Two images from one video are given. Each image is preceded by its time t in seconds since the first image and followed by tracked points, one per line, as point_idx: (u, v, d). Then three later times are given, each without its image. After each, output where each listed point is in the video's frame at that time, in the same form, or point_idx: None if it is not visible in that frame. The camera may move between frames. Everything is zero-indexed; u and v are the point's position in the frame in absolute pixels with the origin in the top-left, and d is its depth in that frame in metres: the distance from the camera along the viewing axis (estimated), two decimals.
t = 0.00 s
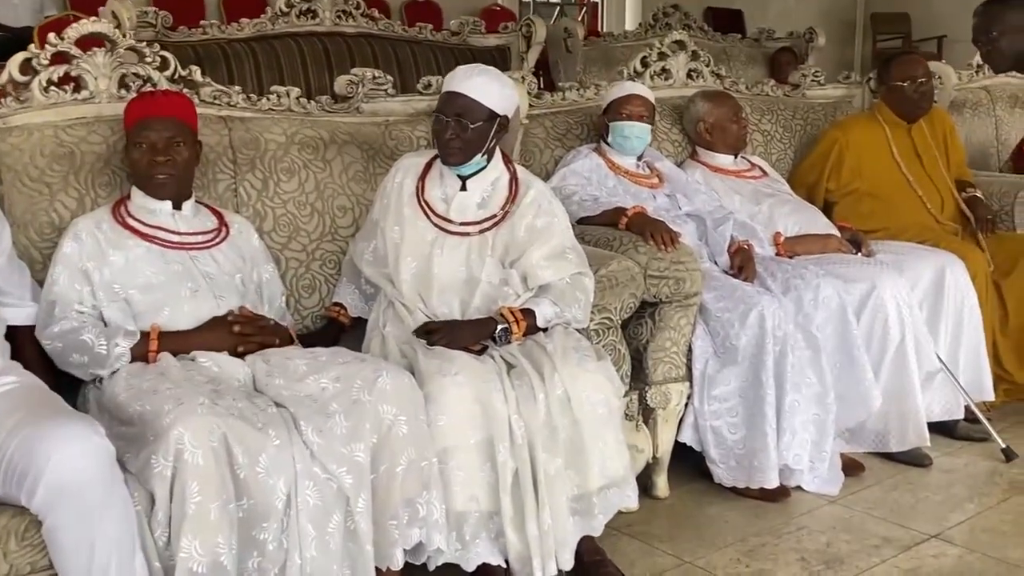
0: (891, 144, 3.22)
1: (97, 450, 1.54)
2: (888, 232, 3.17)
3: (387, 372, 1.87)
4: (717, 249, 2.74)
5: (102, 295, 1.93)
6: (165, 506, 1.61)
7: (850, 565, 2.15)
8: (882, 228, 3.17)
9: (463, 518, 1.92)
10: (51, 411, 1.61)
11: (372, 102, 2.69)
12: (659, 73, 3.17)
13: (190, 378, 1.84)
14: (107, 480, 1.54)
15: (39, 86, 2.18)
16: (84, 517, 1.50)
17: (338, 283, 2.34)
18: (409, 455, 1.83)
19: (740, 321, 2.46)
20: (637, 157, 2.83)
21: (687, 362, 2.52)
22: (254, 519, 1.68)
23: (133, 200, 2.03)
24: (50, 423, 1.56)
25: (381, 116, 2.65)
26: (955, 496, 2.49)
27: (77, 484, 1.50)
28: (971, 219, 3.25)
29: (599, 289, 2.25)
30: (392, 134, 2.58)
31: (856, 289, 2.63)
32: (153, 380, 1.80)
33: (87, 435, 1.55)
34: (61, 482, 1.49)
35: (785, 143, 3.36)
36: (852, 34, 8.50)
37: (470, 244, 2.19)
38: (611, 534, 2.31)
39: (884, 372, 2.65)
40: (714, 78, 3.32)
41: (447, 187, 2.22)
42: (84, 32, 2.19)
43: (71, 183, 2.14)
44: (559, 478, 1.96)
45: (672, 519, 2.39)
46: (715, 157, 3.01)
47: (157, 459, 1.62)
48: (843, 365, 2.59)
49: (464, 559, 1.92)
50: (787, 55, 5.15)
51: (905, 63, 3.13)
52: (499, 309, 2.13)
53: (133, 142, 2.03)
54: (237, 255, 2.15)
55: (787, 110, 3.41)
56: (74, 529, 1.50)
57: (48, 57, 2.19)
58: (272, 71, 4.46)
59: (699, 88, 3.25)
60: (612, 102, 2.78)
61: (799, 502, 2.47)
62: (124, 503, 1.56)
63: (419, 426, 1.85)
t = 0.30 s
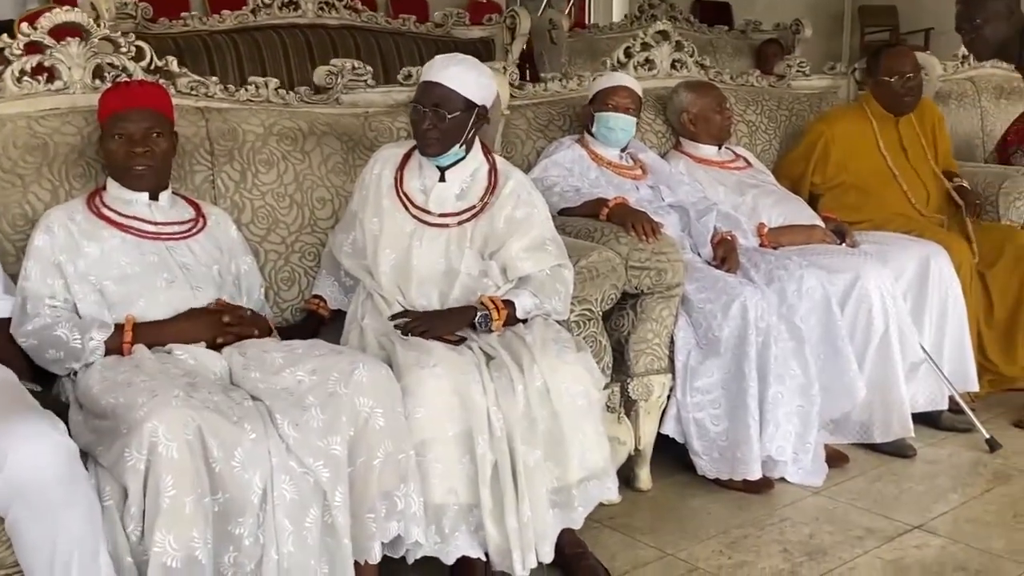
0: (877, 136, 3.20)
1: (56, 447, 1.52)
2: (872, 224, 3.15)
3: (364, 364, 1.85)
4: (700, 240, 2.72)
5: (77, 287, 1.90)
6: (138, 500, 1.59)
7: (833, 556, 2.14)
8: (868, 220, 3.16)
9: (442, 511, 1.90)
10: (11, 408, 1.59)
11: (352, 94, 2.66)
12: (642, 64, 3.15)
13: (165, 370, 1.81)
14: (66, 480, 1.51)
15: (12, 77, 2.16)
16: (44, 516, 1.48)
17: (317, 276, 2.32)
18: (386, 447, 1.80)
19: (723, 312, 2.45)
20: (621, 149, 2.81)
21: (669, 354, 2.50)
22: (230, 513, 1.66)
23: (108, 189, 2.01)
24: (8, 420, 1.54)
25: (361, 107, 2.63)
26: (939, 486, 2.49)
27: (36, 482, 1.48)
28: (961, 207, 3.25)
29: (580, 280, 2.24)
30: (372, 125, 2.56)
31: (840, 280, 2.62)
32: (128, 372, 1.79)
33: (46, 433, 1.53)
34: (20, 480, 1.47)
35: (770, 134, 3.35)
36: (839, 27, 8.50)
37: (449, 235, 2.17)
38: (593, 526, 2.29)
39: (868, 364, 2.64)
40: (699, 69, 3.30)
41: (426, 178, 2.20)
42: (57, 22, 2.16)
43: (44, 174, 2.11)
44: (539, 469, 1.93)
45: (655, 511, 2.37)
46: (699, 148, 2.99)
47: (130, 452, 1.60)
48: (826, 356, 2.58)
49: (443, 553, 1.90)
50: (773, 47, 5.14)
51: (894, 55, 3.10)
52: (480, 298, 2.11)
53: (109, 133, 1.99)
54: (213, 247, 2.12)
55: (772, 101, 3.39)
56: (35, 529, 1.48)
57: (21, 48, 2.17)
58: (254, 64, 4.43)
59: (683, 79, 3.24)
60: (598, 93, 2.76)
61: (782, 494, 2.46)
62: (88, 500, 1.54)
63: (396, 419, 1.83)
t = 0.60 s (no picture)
0: (862, 129, 3.19)
1: (28, 447, 1.48)
2: (856, 218, 3.14)
3: (337, 362, 1.83)
4: (683, 234, 2.71)
5: (56, 270, 1.86)
6: (108, 501, 1.56)
7: (814, 552, 2.12)
8: (852, 214, 3.14)
9: (419, 510, 1.87)
10: None
11: (331, 88, 2.64)
12: (625, 57, 3.13)
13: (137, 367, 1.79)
14: (35, 480, 1.47)
15: None
16: (15, 517, 1.45)
17: (295, 272, 2.29)
18: (359, 445, 1.78)
19: (705, 307, 2.43)
20: (603, 143, 2.79)
21: (651, 349, 2.49)
22: (202, 514, 1.64)
23: (83, 185, 1.96)
24: None
25: (339, 101, 2.60)
26: (922, 481, 2.48)
27: (7, 483, 1.44)
28: (944, 200, 3.23)
29: (559, 275, 2.22)
30: (350, 120, 2.53)
31: (823, 274, 2.60)
32: (98, 371, 1.76)
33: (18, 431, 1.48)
34: None
35: (754, 127, 3.33)
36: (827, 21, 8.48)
37: (427, 230, 2.14)
38: (573, 524, 2.27)
39: (851, 358, 2.62)
40: (682, 62, 3.28)
41: (404, 172, 2.17)
42: (29, 16, 2.13)
43: (15, 170, 2.08)
44: (517, 467, 1.91)
45: (637, 508, 2.36)
46: (682, 141, 2.97)
47: (101, 452, 1.57)
48: (809, 351, 2.57)
49: (420, 552, 1.88)
50: (760, 40, 5.12)
51: (877, 49, 3.07)
52: (457, 295, 2.08)
53: (85, 131, 1.94)
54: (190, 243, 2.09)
55: (756, 95, 3.38)
56: (5, 530, 1.44)
57: None
58: (235, 59, 4.39)
59: (666, 72, 3.22)
60: (580, 86, 2.74)
61: (764, 490, 2.45)
62: (58, 500, 1.51)
63: (370, 417, 1.81)
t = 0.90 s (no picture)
0: (846, 123, 3.18)
1: None
2: (840, 213, 3.14)
3: (315, 359, 1.82)
4: (665, 229, 2.70)
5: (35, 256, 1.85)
6: (81, 499, 1.55)
7: (796, 547, 2.12)
8: (836, 208, 3.14)
9: (398, 508, 1.85)
10: None
11: (309, 83, 2.61)
12: (608, 51, 3.11)
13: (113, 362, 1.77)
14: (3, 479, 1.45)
15: None
16: None
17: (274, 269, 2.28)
18: (336, 444, 1.77)
19: (686, 302, 2.43)
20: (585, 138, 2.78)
21: (633, 344, 2.48)
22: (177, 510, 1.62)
23: (60, 178, 1.94)
24: None
25: (318, 96, 2.59)
26: (905, 475, 2.48)
27: None
28: (927, 193, 3.23)
29: (540, 271, 2.21)
30: (329, 115, 2.52)
31: (805, 268, 2.60)
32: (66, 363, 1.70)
33: None
34: None
35: (738, 122, 3.32)
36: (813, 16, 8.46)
37: (406, 225, 2.12)
38: (555, 520, 2.27)
39: (833, 352, 2.62)
40: (665, 56, 3.28)
41: (383, 168, 2.16)
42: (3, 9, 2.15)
43: None
44: (496, 464, 1.89)
45: (620, 504, 2.35)
46: (665, 136, 2.96)
47: (73, 451, 1.56)
48: (792, 345, 2.56)
49: (399, 550, 1.85)
50: (746, 34, 5.12)
51: (860, 42, 3.06)
52: (435, 292, 2.06)
53: (63, 126, 1.91)
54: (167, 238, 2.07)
55: (740, 89, 3.37)
56: None
57: None
58: (217, 54, 4.37)
59: (650, 67, 3.20)
60: (565, 80, 2.72)
61: (747, 484, 2.45)
62: (23, 500, 1.48)
63: (347, 415, 1.79)
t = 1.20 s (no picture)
0: (825, 117, 3.19)
1: None
2: (819, 206, 3.14)
3: (292, 352, 1.80)
4: (645, 224, 2.70)
5: None
6: (56, 499, 1.53)
7: (775, 541, 2.12)
8: (816, 202, 3.14)
9: (376, 504, 1.84)
10: None
11: (287, 78, 2.61)
12: (589, 46, 3.11)
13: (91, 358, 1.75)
14: None
15: None
16: None
17: (252, 267, 2.26)
18: (313, 441, 1.76)
19: (666, 297, 2.42)
20: (566, 133, 2.78)
21: (614, 339, 2.48)
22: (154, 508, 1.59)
23: (34, 178, 1.92)
24: None
25: (296, 92, 2.59)
26: (885, 468, 2.48)
27: None
28: (906, 186, 3.24)
29: (519, 266, 2.21)
30: (307, 111, 2.51)
31: (784, 262, 2.60)
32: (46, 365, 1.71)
33: None
34: None
35: (718, 117, 3.32)
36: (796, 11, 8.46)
37: (384, 221, 2.11)
38: (536, 516, 2.26)
39: (813, 346, 2.62)
40: (646, 51, 3.28)
41: (360, 163, 2.14)
42: None
43: None
44: (475, 460, 1.89)
45: (601, 498, 2.35)
46: (645, 131, 2.96)
47: (47, 450, 1.53)
48: (772, 339, 2.57)
49: (378, 547, 1.85)
50: (728, 29, 5.13)
51: (839, 35, 3.08)
52: (414, 288, 2.05)
53: (37, 127, 1.89)
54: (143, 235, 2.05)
55: (721, 83, 3.37)
56: None
57: None
58: (195, 50, 4.34)
59: (630, 61, 3.21)
60: (545, 76, 2.72)
61: (727, 478, 2.45)
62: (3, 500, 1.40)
63: (324, 412, 1.78)
